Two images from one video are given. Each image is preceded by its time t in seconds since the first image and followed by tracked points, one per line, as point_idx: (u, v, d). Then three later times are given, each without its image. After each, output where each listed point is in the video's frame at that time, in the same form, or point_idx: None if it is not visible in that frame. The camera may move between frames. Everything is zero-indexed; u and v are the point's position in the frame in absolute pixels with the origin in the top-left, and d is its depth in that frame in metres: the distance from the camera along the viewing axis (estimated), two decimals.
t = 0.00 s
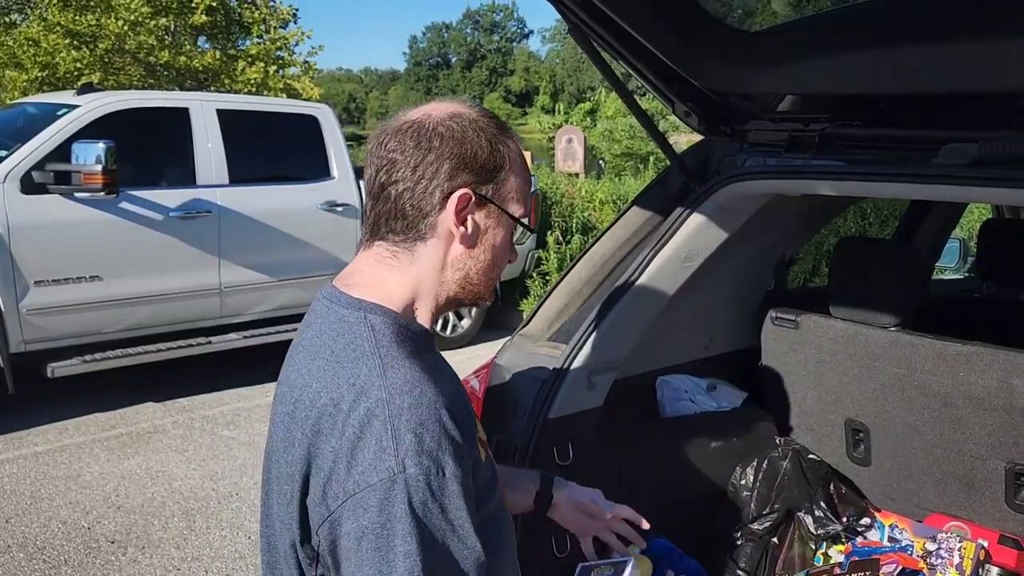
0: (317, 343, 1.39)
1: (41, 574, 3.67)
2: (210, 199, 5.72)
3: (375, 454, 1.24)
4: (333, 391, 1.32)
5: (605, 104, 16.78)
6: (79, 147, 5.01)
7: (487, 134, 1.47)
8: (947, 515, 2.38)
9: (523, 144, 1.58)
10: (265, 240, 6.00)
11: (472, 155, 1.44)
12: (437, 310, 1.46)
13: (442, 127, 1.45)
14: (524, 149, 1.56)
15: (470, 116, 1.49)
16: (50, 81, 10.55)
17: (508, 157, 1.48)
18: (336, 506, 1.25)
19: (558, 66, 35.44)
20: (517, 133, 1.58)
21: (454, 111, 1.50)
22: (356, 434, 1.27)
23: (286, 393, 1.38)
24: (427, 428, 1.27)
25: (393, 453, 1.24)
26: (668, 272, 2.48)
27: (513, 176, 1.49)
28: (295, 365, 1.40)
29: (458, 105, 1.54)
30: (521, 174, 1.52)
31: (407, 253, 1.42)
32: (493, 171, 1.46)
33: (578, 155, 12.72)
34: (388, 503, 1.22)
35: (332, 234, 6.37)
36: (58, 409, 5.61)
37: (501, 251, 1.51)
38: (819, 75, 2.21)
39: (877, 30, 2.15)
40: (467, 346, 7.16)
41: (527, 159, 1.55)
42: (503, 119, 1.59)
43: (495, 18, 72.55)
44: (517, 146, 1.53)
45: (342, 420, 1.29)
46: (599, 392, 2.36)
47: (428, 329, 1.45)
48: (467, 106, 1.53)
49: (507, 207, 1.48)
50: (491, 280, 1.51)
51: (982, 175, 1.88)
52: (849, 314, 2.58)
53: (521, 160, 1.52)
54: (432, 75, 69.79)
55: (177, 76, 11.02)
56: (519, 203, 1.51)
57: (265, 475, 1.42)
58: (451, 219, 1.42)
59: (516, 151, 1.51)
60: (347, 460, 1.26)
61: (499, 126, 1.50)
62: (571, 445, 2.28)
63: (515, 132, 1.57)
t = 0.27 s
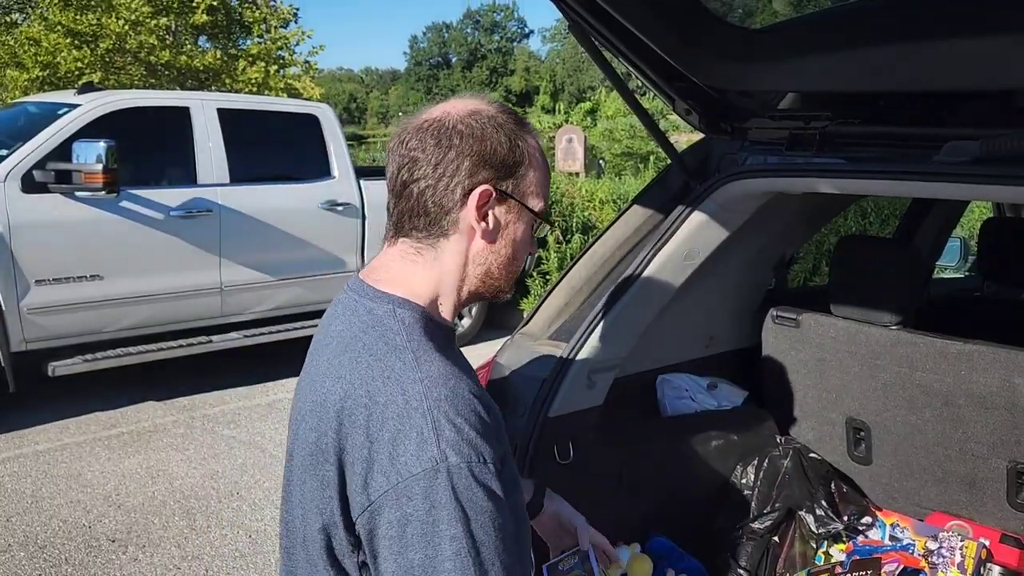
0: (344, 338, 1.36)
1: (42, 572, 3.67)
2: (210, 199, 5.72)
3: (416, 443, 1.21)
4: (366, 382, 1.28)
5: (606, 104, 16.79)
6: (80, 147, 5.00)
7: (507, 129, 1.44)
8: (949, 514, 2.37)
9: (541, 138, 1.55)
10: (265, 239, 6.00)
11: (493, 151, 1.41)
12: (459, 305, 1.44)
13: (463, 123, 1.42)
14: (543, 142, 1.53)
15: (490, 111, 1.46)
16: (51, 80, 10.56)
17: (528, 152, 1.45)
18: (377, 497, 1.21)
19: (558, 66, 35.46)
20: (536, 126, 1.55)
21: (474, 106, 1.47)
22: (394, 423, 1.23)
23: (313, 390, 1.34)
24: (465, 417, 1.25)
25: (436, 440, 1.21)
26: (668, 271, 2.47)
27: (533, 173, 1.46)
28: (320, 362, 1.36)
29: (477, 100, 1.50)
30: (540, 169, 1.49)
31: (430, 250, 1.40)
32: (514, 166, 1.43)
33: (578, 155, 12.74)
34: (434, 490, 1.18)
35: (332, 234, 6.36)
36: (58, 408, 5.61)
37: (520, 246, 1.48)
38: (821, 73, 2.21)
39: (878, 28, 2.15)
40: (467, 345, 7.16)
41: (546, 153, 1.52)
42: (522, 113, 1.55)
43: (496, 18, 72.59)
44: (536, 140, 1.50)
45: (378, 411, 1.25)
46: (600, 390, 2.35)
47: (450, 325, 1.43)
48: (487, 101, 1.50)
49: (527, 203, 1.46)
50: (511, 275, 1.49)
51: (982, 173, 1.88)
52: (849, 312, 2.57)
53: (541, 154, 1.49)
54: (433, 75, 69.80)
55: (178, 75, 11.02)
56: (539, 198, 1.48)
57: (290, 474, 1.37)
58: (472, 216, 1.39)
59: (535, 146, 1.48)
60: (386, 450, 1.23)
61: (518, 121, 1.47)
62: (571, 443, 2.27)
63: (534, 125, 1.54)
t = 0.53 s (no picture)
0: (386, 323, 1.40)
1: (42, 571, 3.66)
2: (210, 198, 5.71)
3: (470, 424, 1.27)
4: (414, 367, 1.33)
5: (606, 103, 16.79)
6: (79, 146, 4.98)
7: (551, 137, 1.49)
8: (949, 513, 2.37)
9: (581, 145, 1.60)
10: (266, 238, 5.98)
11: (539, 157, 1.46)
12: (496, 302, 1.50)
13: (510, 130, 1.48)
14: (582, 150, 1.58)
15: (536, 119, 1.51)
16: (52, 80, 10.55)
17: (570, 160, 1.51)
18: (428, 476, 1.27)
19: (559, 65, 35.47)
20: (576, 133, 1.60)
21: (520, 114, 1.52)
22: (446, 405, 1.29)
23: (355, 372, 1.37)
24: (512, 401, 1.32)
25: (488, 423, 1.27)
26: (668, 269, 2.47)
27: (575, 179, 1.52)
28: (361, 345, 1.40)
29: (523, 109, 1.56)
30: (581, 175, 1.54)
31: (473, 248, 1.46)
32: (557, 172, 1.49)
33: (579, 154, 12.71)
34: (488, 471, 1.25)
35: (333, 233, 6.34)
36: (58, 407, 5.60)
37: (558, 248, 1.53)
38: (821, 71, 2.20)
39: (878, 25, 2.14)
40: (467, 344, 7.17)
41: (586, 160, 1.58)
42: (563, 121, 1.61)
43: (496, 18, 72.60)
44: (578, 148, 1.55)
45: (428, 394, 1.30)
46: (600, 389, 2.34)
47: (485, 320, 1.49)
48: (532, 109, 1.55)
49: (568, 206, 1.51)
50: (547, 275, 1.54)
51: (982, 170, 1.87)
52: (851, 311, 2.56)
53: (582, 162, 1.55)
54: (433, 74, 69.79)
55: (178, 74, 11.02)
56: (578, 202, 1.54)
57: (322, 450, 1.40)
58: (516, 218, 1.45)
59: (577, 154, 1.53)
60: (439, 431, 1.28)
61: (562, 130, 1.53)
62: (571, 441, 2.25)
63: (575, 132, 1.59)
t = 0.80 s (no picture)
0: (420, 310, 1.41)
1: (42, 572, 3.66)
2: (210, 198, 5.71)
3: (485, 410, 1.27)
4: (439, 351, 1.34)
5: (606, 102, 16.80)
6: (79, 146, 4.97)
7: (601, 153, 1.52)
8: (950, 513, 2.36)
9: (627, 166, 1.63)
10: (265, 238, 5.98)
11: (588, 171, 1.49)
12: (534, 308, 1.51)
13: (562, 144, 1.50)
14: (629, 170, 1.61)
15: (587, 134, 1.54)
16: (52, 79, 10.54)
17: (617, 177, 1.54)
18: (439, 456, 1.27)
19: (559, 64, 35.47)
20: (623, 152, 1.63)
21: (572, 129, 1.55)
22: (464, 389, 1.29)
23: (386, 353, 1.39)
24: (531, 396, 1.31)
25: (503, 412, 1.27)
26: (669, 269, 2.45)
27: (621, 195, 1.55)
28: (396, 329, 1.42)
29: (574, 125, 1.59)
30: (627, 192, 1.57)
31: (518, 252, 1.47)
32: (604, 187, 1.51)
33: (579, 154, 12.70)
34: (497, 458, 1.24)
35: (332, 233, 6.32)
36: (57, 407, 5.60)
37: (601, 261, 1.55)
38: (822, 71, 2.20)
39: (878, 24, 2.13)
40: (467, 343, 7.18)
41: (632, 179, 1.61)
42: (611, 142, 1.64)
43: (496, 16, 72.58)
44: (626, 167, 1.58)
45: (450, 377, 1.31)
46: (600, 389, 2.34)
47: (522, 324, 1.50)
48: (583, 126, 1.59)
49: (613, 221, 1.54)
50: (588, 288, 1.56)
51: (982, 170, 1.87)
52: (852, 310, 2.56)
53: (629, 180, 1.58)
54: (433, 73, 69.77)
55: (178, 74, 11.01)
56: (622, 218, 1.56)
57: (346, 425, 1.42)
58: (563, 226, 1.47)
59: (625, 172, 1.56)
60: (454, 414, 1.28)
61: (611, 147, 1.56)
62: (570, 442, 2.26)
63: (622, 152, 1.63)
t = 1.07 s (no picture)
0: (457, 299, 1.55)
1: (42, 572, 3.66)
2: (209, 198, 5.70)
3: (494, 383, 1.38)
4: (464, 331, 1.46)
5: (606, 102, 16.80)
6: (79, 145, 4.97)
7: (644, 172, 1.64)
8: (950, 512, 2.36)
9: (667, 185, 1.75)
10: (266, 238, 5.98)
11: (632, 188, 1.61)
12: (574, 313, 1.64)
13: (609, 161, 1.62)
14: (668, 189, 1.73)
15: (631, 153, 1.66)
16: (51, 79, 10.53)
17: (657, 196, 1.66)
18: (448, 421, 1.38)
19: (558, 63, 35.47)
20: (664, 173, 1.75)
21: (617, 148, 1.67)
22: (479, 364, 1.41)
23: (420, 332, 1.53)
24: (541, 378, 1.40)
25: (510, 386, 1.37)
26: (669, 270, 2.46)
27: (660, 212, 1.67)
28: (434, 314, 1.55)
29: (619, 144, 1.71)
30: (666, 210, 1.69)
31: (562, 259, 1.60)
32: (646, 205, 1.64)
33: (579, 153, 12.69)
34: (496, 428, 1.34)
35: (332, 233, 6.32)
36: (57, 407, 5.60)
37: (639, 273, 1.68)
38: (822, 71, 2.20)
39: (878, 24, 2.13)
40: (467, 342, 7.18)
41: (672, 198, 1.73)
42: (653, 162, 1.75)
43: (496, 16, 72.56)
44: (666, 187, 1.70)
45: (469, 353, 1.43)
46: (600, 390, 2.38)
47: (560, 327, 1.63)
48: (627, 146, 1.70)
49: (653, 237, 1.66)
50: (626, 298, 1.68)
51: (982, 170, 1.87)
52: (852, 310, 2.56)
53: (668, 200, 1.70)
54: (433, 72, 69.73)
55: (178, 74, 11.01)
56: (661, 235, 1.69)
57: (377, 393, 1.55)
58: (607, 239, 1.59)
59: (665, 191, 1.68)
60: (467, 385, 1.39)
61: (653, 168, 1.68)
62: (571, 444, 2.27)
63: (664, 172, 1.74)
